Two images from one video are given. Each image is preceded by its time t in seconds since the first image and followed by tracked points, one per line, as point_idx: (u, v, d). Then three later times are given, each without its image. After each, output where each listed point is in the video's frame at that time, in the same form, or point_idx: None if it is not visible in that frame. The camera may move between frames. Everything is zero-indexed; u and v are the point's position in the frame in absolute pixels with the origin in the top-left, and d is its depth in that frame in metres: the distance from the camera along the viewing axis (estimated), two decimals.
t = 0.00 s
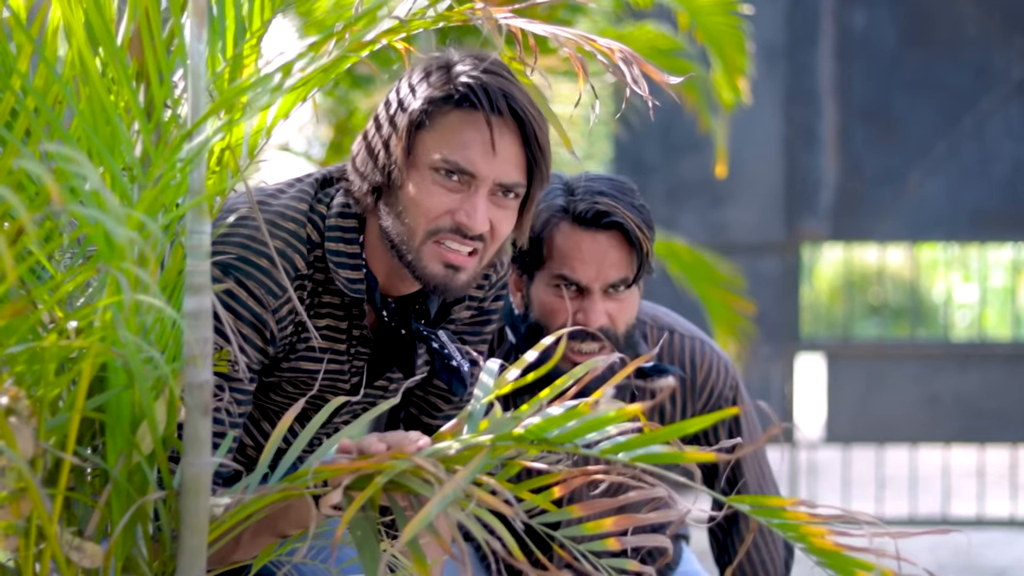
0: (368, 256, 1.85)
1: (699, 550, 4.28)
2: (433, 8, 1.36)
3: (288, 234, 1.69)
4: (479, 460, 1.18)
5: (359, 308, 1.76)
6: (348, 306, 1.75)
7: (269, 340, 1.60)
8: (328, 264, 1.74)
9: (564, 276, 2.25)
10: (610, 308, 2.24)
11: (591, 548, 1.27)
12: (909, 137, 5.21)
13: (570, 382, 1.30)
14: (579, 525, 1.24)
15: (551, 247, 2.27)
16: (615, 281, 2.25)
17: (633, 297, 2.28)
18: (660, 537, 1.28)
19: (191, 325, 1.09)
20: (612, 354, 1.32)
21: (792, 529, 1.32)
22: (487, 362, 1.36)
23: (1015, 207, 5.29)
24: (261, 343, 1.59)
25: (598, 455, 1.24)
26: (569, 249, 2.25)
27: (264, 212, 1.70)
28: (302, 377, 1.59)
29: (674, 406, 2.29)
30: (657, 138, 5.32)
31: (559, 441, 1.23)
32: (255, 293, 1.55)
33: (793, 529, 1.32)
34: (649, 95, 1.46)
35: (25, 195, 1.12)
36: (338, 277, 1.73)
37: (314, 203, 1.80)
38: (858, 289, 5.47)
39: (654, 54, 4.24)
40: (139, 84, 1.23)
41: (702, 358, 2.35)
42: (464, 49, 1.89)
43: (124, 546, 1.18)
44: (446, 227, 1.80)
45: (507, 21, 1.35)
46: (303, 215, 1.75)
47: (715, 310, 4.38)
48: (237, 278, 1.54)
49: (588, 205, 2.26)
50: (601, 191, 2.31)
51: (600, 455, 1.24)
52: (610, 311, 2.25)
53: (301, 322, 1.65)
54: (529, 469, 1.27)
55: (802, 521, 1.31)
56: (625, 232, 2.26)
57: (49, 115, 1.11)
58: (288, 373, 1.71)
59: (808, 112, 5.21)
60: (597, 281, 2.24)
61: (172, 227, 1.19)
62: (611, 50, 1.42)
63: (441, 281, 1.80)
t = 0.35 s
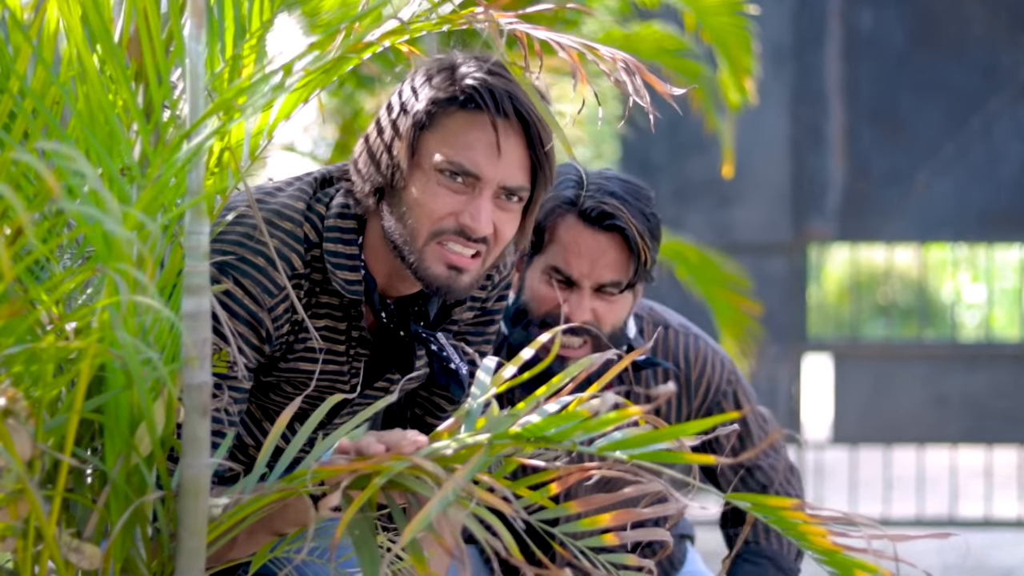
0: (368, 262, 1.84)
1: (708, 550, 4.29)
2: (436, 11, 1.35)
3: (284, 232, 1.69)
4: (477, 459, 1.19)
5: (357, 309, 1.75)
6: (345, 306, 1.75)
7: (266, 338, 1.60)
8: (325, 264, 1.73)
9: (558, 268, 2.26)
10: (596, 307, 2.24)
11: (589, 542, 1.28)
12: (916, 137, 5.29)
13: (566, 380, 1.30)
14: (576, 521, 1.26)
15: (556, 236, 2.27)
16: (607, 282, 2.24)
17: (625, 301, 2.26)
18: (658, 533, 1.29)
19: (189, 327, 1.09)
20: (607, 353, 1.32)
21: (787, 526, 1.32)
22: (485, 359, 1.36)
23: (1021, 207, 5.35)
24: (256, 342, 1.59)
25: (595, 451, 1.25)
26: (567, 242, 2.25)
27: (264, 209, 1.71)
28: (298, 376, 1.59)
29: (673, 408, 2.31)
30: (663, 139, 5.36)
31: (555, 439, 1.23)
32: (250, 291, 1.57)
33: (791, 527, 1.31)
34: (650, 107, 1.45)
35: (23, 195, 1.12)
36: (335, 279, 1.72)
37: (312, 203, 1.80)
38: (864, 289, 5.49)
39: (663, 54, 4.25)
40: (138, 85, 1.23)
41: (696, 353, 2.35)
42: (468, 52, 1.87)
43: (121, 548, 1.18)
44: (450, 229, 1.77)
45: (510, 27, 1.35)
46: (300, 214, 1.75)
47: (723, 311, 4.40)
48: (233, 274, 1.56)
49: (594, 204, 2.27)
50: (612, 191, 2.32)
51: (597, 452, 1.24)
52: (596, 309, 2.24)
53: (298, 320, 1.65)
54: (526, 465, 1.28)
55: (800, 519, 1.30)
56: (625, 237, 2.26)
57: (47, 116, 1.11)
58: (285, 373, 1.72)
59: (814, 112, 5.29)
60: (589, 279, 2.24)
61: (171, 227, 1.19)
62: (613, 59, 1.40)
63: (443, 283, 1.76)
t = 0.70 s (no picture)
0: (380, 264, 1.82)
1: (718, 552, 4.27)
2: (436, 7, 1.34)
3: (297, 233, 1.67)
4: (482, 468, 1.15)
5: (369, 309, 1.74)
6: (357, 308, 1.74)
7: (277, 341, 1.59)
8: (339, 265, 1.72)
9: (555, 256, 2.25)
10: (585, 301, 2.24)
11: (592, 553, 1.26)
12: (924, 135, 5.27)
13: (573, 388, 1.29)
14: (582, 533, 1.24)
15: (558, 226, 2.26)
16: (600, 276, 2.24)
17: (615, 300, 2.27)
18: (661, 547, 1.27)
19: (188, 324, 1.09)
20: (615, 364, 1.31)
21: (790, 553, 1.28)
22: (492, 367, 1.35)
23: None
24: (268, 345, 1.58)
25: (600, 467, 1.22)
26: (565, 232, 2.25)
27: (270, 215, 1.67)
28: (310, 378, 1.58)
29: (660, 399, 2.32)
30: (671, 138, 5.42)
31: (561, 453, 1.21)
32: (263, 293, 1.56)
33: (791, 550, 1.28)
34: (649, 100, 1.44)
35: (22, 192, 1.12)
36: (348, 279, 1.70)
37: (325, 203, 1.77)
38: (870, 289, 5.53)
39: (668, 53, 4.23)
40: (137, 81, 1.24)
41: (689, 346, 2.37)
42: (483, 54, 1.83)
43: (120, 546, 1.17)
44: (467, 231, 1.73)
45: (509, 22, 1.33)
46: (313, 215, 1.73)
47: (727, 311, 4.36)
48: (244, 277, 1.55)
49: (599, 198, 2.27)
50: (622, 190, 2.32)
51: (602, 467, 1.22)
52: (584, 302, 2.24)
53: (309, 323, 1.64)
54: (532, 476, 1.26)
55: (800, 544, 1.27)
56: (624, 235, 2.26)
57: (45, 113, 1.11)
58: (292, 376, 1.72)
59: (822, 111, 5.28)
60: (581, 270, 2.24)
61: (170, 224, 1.18)
62: (613, 54, 1.39)
63: (460, 285, 1.72)
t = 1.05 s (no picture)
0: (380, 263, 1.81)
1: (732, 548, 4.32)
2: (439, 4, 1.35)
3: (295, 229, 1.68)
4: (485, 468, 1.17)
5: (368, 306, 1.74)
6: (357, 304, 1.74)
7: (273, 338, 1.59)
8: (336, 263, 1.72)
9: (563, 245, 2.31)
10: (593, 290, 2.30)
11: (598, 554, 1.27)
12: (931, 134, 5.83)
13: (578, 385, 1.30)
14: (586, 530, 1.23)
15: (568, 216, 2.33)
16: (608, 265, 2.30)
17: (624, 289, 2.32)
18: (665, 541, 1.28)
19: (190, 323, 1.09)
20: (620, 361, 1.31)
21: (798, 550, 1.29)
22: (496, 368, 1.35)
23: None
24: (265, 341, 1.58)
25: (603, 465, 1.23)
26: (575, 221, 2.32)
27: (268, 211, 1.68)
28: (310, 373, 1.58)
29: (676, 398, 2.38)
30: (681, 138, 5.93)
31: (564, 450, 1.20)
32: (258, 291, 1.56)
33: (796, 546, 1.28)
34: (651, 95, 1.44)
35: (22, 189, 1.12)
36: (347, 276, 1.71)
37: (322, 200, 1.78)
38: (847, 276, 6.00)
39: (680, 53, 4.28)
40: (138, 80, 1.24)
41: (706, 348, 2.43)
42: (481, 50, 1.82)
43: (122, 546, 1.17)
44: (465, 229, 1.71)
45: (516, 19, 1.34)
46: (310, 212, 1.73)
47: (736, 310, 4.39)
48: (239, 274, 1.55)
49: (608, 188, 2.33)
50: (634, 180, 2.39)
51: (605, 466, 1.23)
52: (593, 291, 2.30)
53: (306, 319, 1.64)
54: (533, 475, 1.26)
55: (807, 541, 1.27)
56: (632, 225, 2.32)
57: (46, 112, 1.11)
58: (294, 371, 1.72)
59: (833, 111, 5.82)
60: (589, 258, 2.30)
61: (170, 220, 1.19)
62: (618, 51, 1.39)
63: (458, 283, 1.71)
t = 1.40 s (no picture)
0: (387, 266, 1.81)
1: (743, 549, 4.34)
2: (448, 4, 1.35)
3: (301, 232, 1.68)
4: (493, 476, 1.18)
5: (376, 310, 1.74)
6: (363, 306, 1.73)
7: (280, 340, 1.60)
8: (343, 265, 1.72)
9: (574, 248, 2.31)
10: (608, 293, 2.31)
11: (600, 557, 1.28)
12: (946, 134, 5.81)
13: (590, 393, 1.29)
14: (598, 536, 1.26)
15: (579, 219, 2.32)
16: (621, 267, 2.30)
17: (638, 290, 2.32)
18: (672, 550, 1.31)
19: (196, 324, 1.09)
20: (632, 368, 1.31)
21: (801, 566, 1.31)
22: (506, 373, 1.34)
23: None
24: (271, 344, 1.59)
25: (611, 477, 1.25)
26: (584, 224, 2.31)
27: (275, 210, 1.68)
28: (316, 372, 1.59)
29: (691, 401, 2.38)
30: (694, 139, 5.90)
31: (574, 462, 1.21)
32: (265, 292, 1.56)
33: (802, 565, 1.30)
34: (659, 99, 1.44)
35: (28, 190, 1.12)
36: (354, 280, 1.70)
37: (329, 201, 1.77)
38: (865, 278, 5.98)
39: (692, 53, 4.28)
40: (145, 80, 1.24)
41: (724, 353, 2.42)
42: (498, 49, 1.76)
43: (128, 547, 1.18)
44: (485, 240, 1.69)
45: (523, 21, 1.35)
46: (317, 214, 1.73)
47: (748, 311, 4.38)
48: (245, 275, 1.55)
49: (617, 189, 2.32)
50: (645, 182, 2.37)
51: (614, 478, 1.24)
52: (607, 295, 2.31)
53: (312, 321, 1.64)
54: (542, 484, 1.28)
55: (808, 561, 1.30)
56: (642, 226, 2.30)
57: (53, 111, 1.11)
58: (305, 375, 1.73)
59: (846, 111, 5.80)
60: (601, 262, 2.30)
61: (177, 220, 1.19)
62: (628, 54, 1.39)
63: (477, 292, 1.71)
